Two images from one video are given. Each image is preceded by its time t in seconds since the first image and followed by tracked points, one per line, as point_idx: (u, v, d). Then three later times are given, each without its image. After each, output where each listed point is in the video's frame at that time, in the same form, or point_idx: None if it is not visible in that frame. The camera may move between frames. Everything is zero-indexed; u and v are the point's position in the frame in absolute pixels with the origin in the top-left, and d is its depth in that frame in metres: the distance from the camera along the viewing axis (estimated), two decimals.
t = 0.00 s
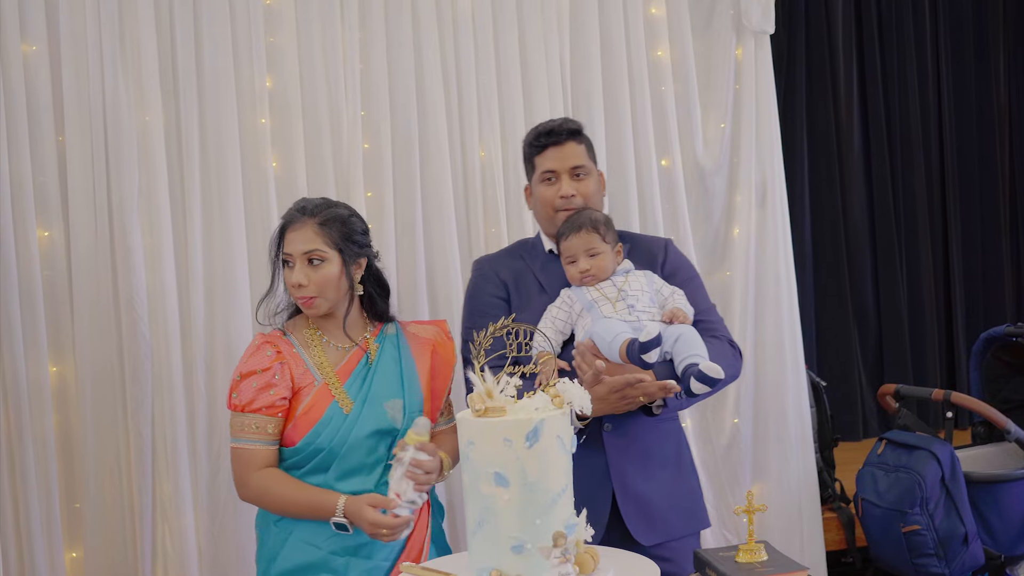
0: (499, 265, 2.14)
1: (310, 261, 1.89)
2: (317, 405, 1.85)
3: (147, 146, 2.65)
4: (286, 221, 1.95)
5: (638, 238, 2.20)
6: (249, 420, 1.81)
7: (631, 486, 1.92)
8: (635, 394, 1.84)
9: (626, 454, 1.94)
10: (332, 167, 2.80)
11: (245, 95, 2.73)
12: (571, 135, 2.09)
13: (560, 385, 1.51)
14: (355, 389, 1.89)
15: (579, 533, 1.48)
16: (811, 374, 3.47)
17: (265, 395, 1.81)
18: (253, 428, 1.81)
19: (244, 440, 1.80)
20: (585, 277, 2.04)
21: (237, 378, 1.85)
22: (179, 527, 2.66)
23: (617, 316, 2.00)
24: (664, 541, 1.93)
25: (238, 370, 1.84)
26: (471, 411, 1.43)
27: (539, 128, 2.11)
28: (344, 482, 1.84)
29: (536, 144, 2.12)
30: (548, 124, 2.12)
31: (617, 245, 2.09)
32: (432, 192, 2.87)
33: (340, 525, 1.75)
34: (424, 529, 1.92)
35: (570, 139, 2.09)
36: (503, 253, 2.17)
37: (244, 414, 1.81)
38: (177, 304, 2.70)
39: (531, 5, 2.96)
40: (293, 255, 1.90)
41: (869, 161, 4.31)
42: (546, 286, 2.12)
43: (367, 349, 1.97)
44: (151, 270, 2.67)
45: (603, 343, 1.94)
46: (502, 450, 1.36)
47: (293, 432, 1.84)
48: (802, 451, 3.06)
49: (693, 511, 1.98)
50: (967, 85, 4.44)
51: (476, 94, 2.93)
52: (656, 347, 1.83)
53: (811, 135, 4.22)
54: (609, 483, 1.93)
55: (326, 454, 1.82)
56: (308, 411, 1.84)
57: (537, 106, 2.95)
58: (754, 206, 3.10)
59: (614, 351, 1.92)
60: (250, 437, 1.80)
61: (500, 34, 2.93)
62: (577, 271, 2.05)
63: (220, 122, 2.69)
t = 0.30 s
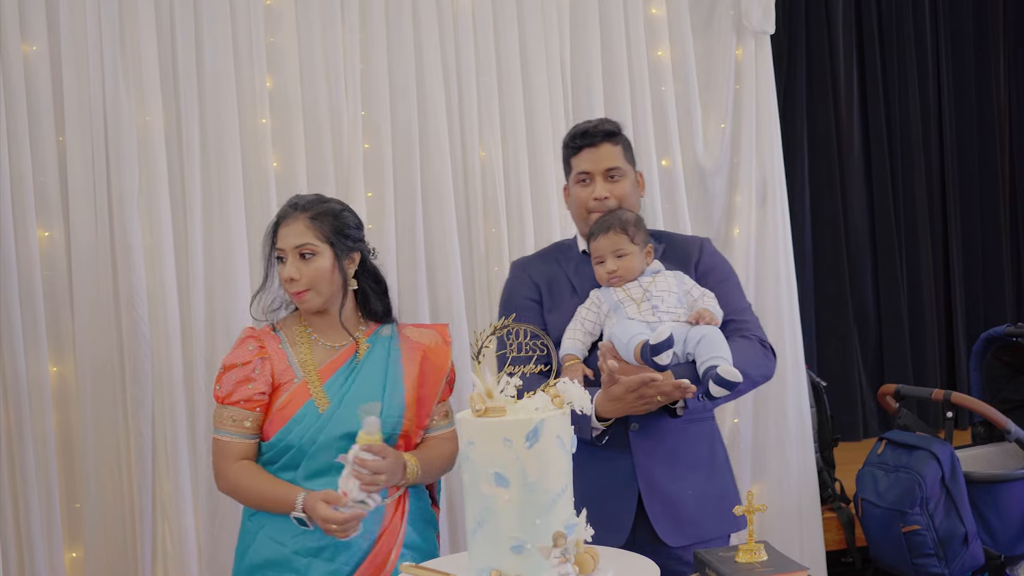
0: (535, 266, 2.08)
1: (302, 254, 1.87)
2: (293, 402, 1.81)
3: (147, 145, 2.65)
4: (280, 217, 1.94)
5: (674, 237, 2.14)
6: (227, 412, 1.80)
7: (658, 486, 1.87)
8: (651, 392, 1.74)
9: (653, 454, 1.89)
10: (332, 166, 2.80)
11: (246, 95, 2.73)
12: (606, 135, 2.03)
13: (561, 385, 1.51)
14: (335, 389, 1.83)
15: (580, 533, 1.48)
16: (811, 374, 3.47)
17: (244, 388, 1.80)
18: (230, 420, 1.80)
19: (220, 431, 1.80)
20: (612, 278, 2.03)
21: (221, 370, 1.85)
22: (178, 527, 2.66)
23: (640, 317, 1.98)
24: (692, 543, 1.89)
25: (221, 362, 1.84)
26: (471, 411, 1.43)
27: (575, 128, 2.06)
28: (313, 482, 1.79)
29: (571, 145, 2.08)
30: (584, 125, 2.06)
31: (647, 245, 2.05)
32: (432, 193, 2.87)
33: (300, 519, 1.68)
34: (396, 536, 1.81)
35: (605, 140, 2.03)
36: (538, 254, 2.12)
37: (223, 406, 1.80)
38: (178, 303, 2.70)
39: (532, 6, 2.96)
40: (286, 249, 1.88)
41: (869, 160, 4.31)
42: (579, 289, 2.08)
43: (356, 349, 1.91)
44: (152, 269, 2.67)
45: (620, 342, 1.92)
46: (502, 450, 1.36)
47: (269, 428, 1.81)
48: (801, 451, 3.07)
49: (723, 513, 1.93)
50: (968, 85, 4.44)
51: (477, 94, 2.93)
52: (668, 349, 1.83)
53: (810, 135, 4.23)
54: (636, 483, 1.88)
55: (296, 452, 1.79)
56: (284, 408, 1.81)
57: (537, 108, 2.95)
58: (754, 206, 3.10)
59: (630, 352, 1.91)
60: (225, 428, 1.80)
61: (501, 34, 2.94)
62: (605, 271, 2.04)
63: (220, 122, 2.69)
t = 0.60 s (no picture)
0: (571, 271, 2.08)
1: (255, 250, 1.75)
2: (237, 407, 1.69)
3: (147, 145, 2.65)
4: (235, 213, 1.82)
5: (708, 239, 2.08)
6: (178, 415, 1.73)
7: (681, 488, 1.84)
8: (663, 393, 1.73)
9: (677, 454, 1.86)
10: (332, 166, 2.80)
11: (246, 94, 2.73)
12: (639, 139, 2.01)
13: (560, 386, 1.51)
14: (281, 393, 1.70)
15: (580, 533, 1.48)
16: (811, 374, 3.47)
17: (189, 391, 1.72)
18: (179, 424, 1.72)
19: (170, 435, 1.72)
20: (636, 279, 1.98)
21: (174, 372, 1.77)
22: (178, 527, 2.66)
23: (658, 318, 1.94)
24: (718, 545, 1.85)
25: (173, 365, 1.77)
26: (471, 412, 1.43)
27: (612, 132, 2.05)
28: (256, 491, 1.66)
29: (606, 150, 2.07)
30: (617, 130, 2.05)
31: (674, 246, 1.99)
32: (432, 193, 2.88)
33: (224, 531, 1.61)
34: (345, 550, 1.65)
35: (637, 144, 2.01)
36: (575, 259, 2.12)
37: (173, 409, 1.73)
38: (178, 303, 2.70)
39: (532, 7, 2.96)
40: (240, 245, 1.76)
41: (869, 160, 4.31)
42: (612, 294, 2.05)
43: (310, 351, 1.77)
44: (152, 269, 2.67)
45: (631, 339, 1.87)
46: (502, 451, 1.36)
47: (214, 435, 1.71)
48: (801, 450, 3.08)
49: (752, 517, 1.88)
50: (968, 85, 4.44)
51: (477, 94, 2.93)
52: (672, 344, 1.79)
53: (811, 135, 4.23)
54: (657, 484, 1.86)
55: (238, 460, 1.67)
56: (228, 413, 1.70)
57: (537, 109, 2.95)
58: (754, 207, 3.10)
59: (638, 349, 1.85)
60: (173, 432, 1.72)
61: (501, 34, 2.94)
62: (628, 272, 1.99)
63: (220, 122, 2.68)
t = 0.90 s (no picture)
0: (582, 269, 2.08)
1: (201, 252, 1.71)
2: (180, 415, 1.69)
3: (146, 145, 2.64)
4: (185, 214, 1.78)
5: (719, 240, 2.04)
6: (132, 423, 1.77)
7: (677, 487, 1.83)
8: (653, 394, 1.72)
9: (674, 455, 1.84)
10: (332, 166, 2.80)
11: (246, 95, 2.73)
12: (644, 142, 1.98)
13: (560, 386, 1.51)
14: (220, 401, 1.67)
15: (580, 533, 1.48)
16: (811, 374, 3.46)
17: (140, 399, 1.75)
18: (133, 432, 1.76)
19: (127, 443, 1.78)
20: (642, 276, 1.95)
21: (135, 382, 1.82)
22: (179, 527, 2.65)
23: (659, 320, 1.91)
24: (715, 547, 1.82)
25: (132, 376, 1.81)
26: (471, 412, 1.43)
27: (619, 134, 2.03)
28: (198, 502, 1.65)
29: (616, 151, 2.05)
30: (626, 132, 2.03)
31: (683, 247, 1.96)
32: (432, 194, 2.87)
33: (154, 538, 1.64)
34: (291, 564, 1.62)
35: (641, 147, 1.98)
36: (590, 256, 2.12)
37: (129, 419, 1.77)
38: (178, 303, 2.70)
39: (532, 7, 2.96)
40: (187, 246, 1.72)
41: (869, 160, 4.31)
42: (620, 292, 2.04)
43: (254, 357, 1.73)
44: (152, 269, 2.66)
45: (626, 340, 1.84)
46: (502, 451, 1.36)
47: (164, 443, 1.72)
48: (801, 451, 3.08)
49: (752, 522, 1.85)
50: (969, 85, 4.44)
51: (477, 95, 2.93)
52: (663, 349, 1.73)
53: (811, 135, 4.23)
54: (654, 483, 1.85)
55: (178, 470, 1.65)
56: (172, 422, 1.70)
57: (537, 109, 2.95)
58: (754, 207, 3.10)
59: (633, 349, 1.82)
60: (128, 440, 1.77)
61: (501, 34, 2.94)
62: (636, 270, 1.97)
63: (220, 122, 2.68)
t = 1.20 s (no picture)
0: (572, 263, 2.09)
1: (176, 250, 1.65)
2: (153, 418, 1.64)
3: (146, 145, 2.64)
4: (161, 213, 1.72)
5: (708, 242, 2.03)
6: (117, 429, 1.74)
7: (653, 486, 1.83)
8: (631, 395, 1.75)
9: (653, 455, 1.84)
10: (332, 166, 2.80)
11: (246, 95, 2.73)
12: (630, 140, 1.98)
13: (561, 385, 1.50)
14: (189, 402, 1.61)
15: (580, 533, 1.48)
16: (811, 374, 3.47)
17: (122, 403, 1.73)
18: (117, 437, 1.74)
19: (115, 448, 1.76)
20: (631, 274, 1.96)
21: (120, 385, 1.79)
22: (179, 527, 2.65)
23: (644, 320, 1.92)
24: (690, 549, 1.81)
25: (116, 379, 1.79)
26: (471, 411, 1.43)
27: (610, 132, 2.03)
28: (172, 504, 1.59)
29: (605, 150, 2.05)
30: (614, 130, 2.02)
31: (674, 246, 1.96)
32: (432, 194, 2.87)
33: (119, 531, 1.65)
34: (258, 568, 1.55)
35: (625, 146, 1.98)
36: (581, 251, 2.12)
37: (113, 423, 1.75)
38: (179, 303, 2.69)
39: (532, 7, 2.96)
40: (162, 246, 1.66)
41: (869, 160, 4.31)
42: (608, 289, 2.05)
43: (225, 358, 1.66)
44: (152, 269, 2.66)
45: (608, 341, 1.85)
46: (502, 451, 1.36)
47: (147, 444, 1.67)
48: (801, 451, 3.08)
49: (728, 526, 1.84)
50: (969, 85, 4.44)
51: (477, 95, 2.93)
52: (645, 349, 1.76)
53: (811, 135, 4.23)
54: (631, 484, 1.85)
55: (151, 473, 1.60)
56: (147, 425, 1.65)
57: (538, 109, 2.95)
58: (755, 207, 3.10)
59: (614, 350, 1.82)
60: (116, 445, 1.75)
61: (501, 35, 2.94)
62: (626, 267, 1.97)
63: (220, 122, 2.68)
